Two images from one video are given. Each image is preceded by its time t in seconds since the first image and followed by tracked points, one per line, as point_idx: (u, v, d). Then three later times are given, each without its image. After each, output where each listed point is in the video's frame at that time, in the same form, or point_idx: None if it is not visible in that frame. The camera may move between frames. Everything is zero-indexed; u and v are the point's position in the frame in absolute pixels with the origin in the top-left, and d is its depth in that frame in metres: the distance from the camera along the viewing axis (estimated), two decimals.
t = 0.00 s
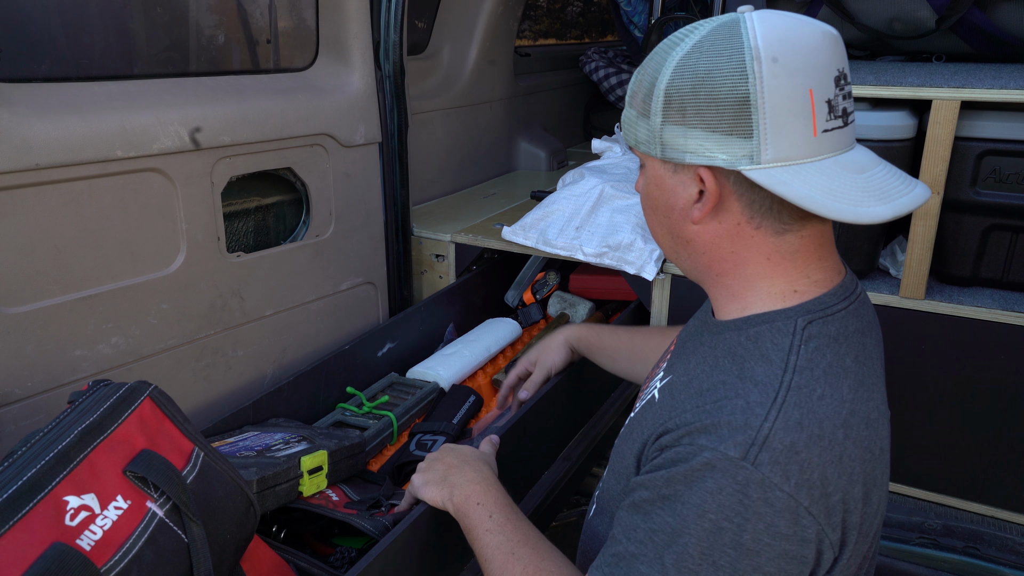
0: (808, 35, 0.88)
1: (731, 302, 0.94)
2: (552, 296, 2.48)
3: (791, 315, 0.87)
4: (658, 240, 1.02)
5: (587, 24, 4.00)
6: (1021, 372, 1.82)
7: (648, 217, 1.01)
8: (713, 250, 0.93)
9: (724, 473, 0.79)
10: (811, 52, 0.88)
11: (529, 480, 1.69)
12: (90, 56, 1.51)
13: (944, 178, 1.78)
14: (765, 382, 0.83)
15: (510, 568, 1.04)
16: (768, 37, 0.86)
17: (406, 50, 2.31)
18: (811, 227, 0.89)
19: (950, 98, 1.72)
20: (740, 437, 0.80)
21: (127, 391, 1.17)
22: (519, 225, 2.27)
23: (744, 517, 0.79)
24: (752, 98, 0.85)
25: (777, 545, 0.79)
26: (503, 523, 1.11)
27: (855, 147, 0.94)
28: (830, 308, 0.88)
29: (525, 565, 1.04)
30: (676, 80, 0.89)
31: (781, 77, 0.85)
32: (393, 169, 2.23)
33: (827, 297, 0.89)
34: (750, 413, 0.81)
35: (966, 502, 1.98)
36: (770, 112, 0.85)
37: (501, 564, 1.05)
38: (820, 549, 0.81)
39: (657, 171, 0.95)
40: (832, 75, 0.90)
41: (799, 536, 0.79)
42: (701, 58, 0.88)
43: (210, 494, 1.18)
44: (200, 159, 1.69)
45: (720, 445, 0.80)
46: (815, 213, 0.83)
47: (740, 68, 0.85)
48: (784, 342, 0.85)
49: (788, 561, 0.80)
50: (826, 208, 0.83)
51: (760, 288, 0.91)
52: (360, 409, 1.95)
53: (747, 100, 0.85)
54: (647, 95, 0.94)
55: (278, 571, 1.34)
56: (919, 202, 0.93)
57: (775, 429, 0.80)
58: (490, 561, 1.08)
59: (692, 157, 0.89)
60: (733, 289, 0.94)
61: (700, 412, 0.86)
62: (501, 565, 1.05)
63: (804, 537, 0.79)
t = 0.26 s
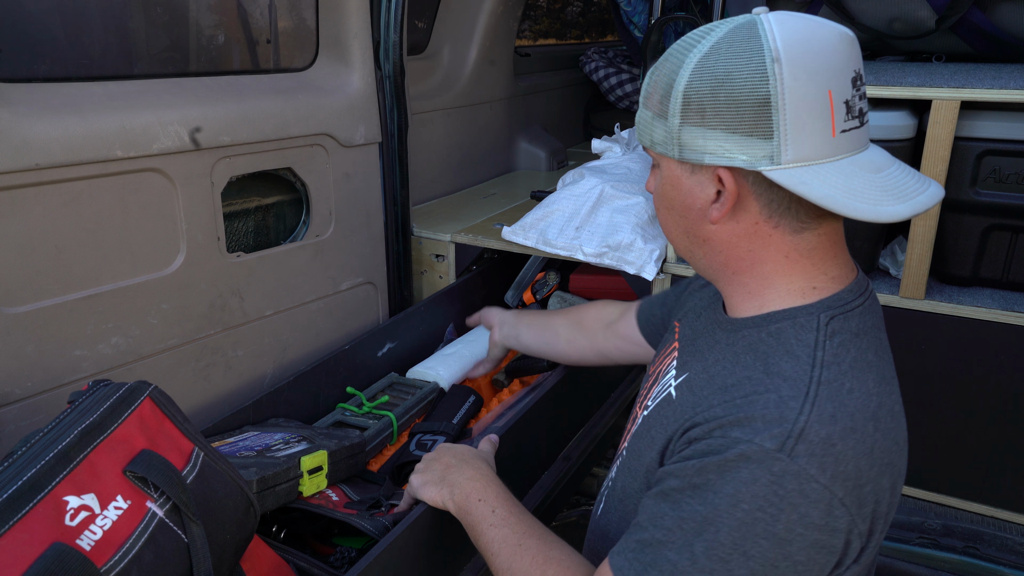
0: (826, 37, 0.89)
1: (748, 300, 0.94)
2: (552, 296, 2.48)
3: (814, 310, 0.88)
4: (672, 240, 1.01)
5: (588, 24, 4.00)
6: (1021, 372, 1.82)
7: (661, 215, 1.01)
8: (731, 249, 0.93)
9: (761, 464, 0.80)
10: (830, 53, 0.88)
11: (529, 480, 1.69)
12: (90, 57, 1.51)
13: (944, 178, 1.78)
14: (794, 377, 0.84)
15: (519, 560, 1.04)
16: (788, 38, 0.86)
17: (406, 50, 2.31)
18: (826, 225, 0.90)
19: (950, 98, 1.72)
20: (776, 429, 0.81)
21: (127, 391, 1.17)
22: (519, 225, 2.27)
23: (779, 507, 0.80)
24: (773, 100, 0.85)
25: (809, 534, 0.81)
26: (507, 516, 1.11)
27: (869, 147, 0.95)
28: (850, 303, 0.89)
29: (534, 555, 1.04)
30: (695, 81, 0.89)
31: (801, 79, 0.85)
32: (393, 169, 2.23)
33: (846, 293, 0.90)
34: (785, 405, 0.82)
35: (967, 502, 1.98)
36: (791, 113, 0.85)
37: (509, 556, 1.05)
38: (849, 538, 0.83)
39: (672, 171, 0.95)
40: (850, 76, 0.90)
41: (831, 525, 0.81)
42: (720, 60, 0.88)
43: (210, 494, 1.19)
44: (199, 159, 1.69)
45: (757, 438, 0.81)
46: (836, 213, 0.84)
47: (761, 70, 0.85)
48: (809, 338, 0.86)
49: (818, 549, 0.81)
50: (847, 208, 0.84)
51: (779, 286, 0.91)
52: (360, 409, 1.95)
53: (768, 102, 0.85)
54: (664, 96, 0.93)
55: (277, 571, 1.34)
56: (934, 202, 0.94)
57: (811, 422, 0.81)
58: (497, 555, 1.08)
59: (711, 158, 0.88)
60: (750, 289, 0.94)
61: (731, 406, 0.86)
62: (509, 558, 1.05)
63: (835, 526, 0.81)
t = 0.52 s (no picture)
0: (826, 41, 0.90)
1: (743, 292, 0.96)
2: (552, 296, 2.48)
3: (814, 296, 0.90)
4: (663, 231, 1.02)
5: (588, 24, 4.00)
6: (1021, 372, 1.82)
7: (654, 210, 1.01)
8: (726, 243, 0.94)
9: (785, 438, 0.81)
10: (830, 57, 0.89)
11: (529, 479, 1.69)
12: (90, 57, 1.51)
13: (944, 178, 1.78)
14: (807, 357, 0.85)
15: (528, 550, 1.05)
16: (792, 40, 0.87)
17: (406, 49, 2.31)
18: (816, 221, 0.91)
19: (950, 98, 1.72)
20: (798, 405, 0.82)
21: (127, 391, 1.17)
22: (519, 225, 2.27)
23: (803, 480, 0.80)
24: (775, 101, 0.85)
25: (833, 505, 0.81)
26: (511, 511, 1.12)
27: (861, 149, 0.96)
28: (844, 287, 0.92)
29: (543, 544, 1.05)
30: (698, 78, 0.88)
31: (804, 80, 0.86)
32: (393, 169, 2.23)
33: (840, 278, 0.93)
34: (804, 382, 0.83)
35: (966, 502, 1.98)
36: (793, 114, 0.85)
37: (517, 548, 1.06)
38: (868, 510, 0.83)
39: (668, 165, 0.95)
40: (847, 80, 0.91)
41: (852, 496, 0.81)
42: (724, 58, 0.88)
43: (210, 493, 1.19)
44: (200, 159, 1.69)
45: (780, 414, 0.82)
46: (829, 212, 0.85)
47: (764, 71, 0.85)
48: (814, 321, 0.88)
49: (840, 520, 0.82)
50: (839, 207, 0.85)
51: (772, 279, 0.93)
52: (360, 409, 1.95)
53: (771, 101, 0.85)
54: (665, 91, 0.93)
55: (277, 571, 1.34)
56: (922, 201, 0.95)
57: (831, 395, 0.82)
58: (503, 549, 1.08)
59: (713, 156, 0.89)
60: (743, 281, 0.96)
61: (748, 387, 0.87)
62: (518, 550, 1.06)
63: (856, 497, 0.82)
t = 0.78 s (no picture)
0: (807, 42, 0.90)
1: (733, 290, 0.96)
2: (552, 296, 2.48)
3: (803, 290, 0.91)
4: (651, 232, 1.01)
5: (587, 24, 3.99)
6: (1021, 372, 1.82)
7: (641, 211, 1.01)
8: (714, 242, 0.94)
9: (783, 427, 0.81)
10: (811, 57, 0.90)
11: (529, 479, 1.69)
12: (90, 57, 1.51)
13: (945, 177, 1.78)
14: (802, 349, 0.86)
15: (530, 545, 1.05)
16: (774, 41, 0.87)
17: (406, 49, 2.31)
18: (801, 218, 0.92)
19: (950, 98, 1.72)
20: (795, 394, 0.82)
21: (127, 391, 1.17)
22: (519, 225, 2.27)
23: (801, 467, 0.80)
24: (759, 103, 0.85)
25: (832, 493, 0.81)
26: (511, 508, 1.12)
27: (842, 147, 0.97)
28: (833, 280, 0.93)
29: (544, 539, 1.05)
30: (682, 81, 0.88)
31: (788, 80, 0.86)
32: (393, 169, 2.23)
33: (827, 271, 0.94)
34: (801, 372, 0.83)
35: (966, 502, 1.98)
36: (777, 113, 0.86)
37: (518, 543, 1.06)
38: (868, 499, 0.83)
39: (655, 166, 0.95)
40: (827, 80, 0.92)
41: (851, 484, 0.81)
42: (707, 61, 0.88)
43: (210, 493, 1.19)
44: (200, 159, 1.69)
45: (778, 404, 0.82)
46: (816, 210, 0.86)
47: (747, 73, 0.86)
48: (806, 314, 0.89)
49: (840, 508, 0.82)
50: (824, 204, 0.86)
51: (761, 275, 0.93)
52: (359, 409, 1.96)
53: (757, 101, 0.86)
54: (651, 93, 0.93)
55: (277, 571, 1.34)
56: (904, 196, 0.96)
57: (828, 384, 0.82)
58: (503, 546, 1.08)
59: (700, 156, 0.89)
60: (732, 279, 0.96)
61: (744, 379, 0.88)
62: (519, 545, 1.06)
63: (856, 485, 0.82)
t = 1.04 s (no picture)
0: (793, 42, 0.90)
1: (726, 296, 0.96)
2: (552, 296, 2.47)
3: (794, 298, 0.90)
4: (643, 239, 1.02)
5: (587, 23, 3.99)
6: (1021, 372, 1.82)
7: (633, 218, 1.02)
8: (705, 247, 0.95)
9: (764, 445, 0.81)
10: (796, 56, 0.89)
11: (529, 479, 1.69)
12: (90, 57, 1.51)
13: (945, 177, 1.77)
14: (786, 361, 0.85)
15: (523, 557, 1.05)
16: (760, 42, 0.87)
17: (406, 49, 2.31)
18: (795, 220, 0.92)
19: (950, 98, 1.72)
20: (775, 410, 0.81)
21: (127, 391, 1.17)
22: (519, 225, 2.26)
23: (782, 485, 0.80)
24: (746, 104, 0.85)
25: (812, 510, 0.81)
26: (509, 515, 1.11)
27: (834, 147, 0.97)
28: (825, 289, 0.92)
29: (538, 550, 1.05)
30: (668, 86, 0.89)
31: (774, 80, 0.86)
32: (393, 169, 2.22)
33: (820, 278, 0.93)
34: (781, 388, 0.83)
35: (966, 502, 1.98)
36: (765, 114, 0.85)
37: (513, 553, 1.06)
38: (851, 514, 0.83)
39: (645, 172, 0.95)
40: (814, 78, 0.92)
41: (833, 500, 0.81)
42: (692, 64, 0.88)
43: (210, 494, 1.19)
44: (200, 159, 1.69)
45: (758, 420, 0.82)
46: (809, 210, 0.85)
47: (732, 74, 0.86)
48: (794, 324, 0.88)
49: (822, 524, 0.82)
50: (817, 205, 0.85)
51: (753, 280, 0.93)
52: (360, 409, 1.96)
53: (743, 103, 0.85)
54: (637, 99, 0.93)
55: (278, 571, 1.34)
56: (898, 193, 0.96)
57: (808, 401, 0.82)
58: (499, 554, 1.08)
59: (688, 160, 0.89)
60: (724, 284, 0.96)
61: (726, 394, 0.87)
62: (514, 554, 1.06)
63: (838, 501, 0.82)
